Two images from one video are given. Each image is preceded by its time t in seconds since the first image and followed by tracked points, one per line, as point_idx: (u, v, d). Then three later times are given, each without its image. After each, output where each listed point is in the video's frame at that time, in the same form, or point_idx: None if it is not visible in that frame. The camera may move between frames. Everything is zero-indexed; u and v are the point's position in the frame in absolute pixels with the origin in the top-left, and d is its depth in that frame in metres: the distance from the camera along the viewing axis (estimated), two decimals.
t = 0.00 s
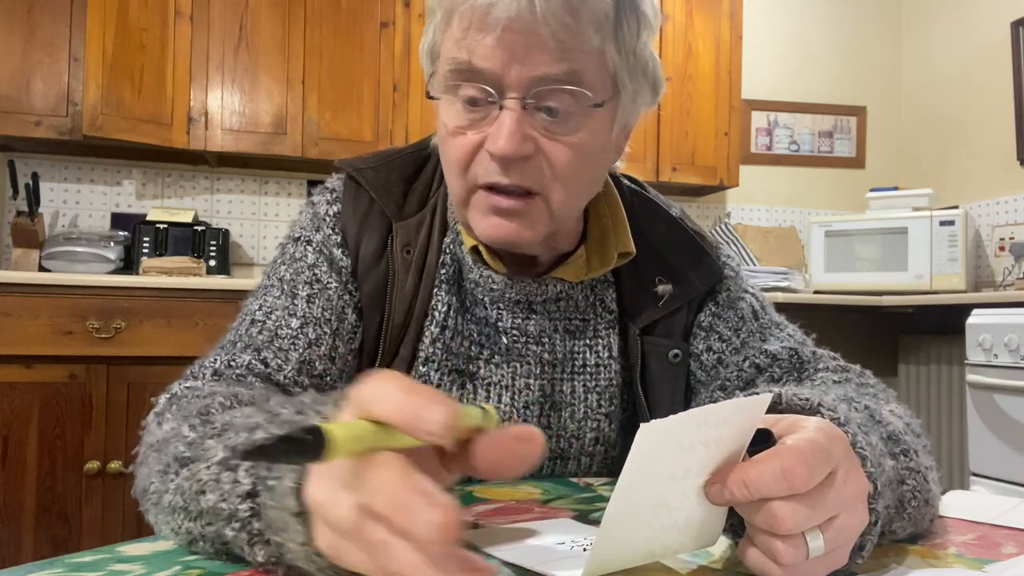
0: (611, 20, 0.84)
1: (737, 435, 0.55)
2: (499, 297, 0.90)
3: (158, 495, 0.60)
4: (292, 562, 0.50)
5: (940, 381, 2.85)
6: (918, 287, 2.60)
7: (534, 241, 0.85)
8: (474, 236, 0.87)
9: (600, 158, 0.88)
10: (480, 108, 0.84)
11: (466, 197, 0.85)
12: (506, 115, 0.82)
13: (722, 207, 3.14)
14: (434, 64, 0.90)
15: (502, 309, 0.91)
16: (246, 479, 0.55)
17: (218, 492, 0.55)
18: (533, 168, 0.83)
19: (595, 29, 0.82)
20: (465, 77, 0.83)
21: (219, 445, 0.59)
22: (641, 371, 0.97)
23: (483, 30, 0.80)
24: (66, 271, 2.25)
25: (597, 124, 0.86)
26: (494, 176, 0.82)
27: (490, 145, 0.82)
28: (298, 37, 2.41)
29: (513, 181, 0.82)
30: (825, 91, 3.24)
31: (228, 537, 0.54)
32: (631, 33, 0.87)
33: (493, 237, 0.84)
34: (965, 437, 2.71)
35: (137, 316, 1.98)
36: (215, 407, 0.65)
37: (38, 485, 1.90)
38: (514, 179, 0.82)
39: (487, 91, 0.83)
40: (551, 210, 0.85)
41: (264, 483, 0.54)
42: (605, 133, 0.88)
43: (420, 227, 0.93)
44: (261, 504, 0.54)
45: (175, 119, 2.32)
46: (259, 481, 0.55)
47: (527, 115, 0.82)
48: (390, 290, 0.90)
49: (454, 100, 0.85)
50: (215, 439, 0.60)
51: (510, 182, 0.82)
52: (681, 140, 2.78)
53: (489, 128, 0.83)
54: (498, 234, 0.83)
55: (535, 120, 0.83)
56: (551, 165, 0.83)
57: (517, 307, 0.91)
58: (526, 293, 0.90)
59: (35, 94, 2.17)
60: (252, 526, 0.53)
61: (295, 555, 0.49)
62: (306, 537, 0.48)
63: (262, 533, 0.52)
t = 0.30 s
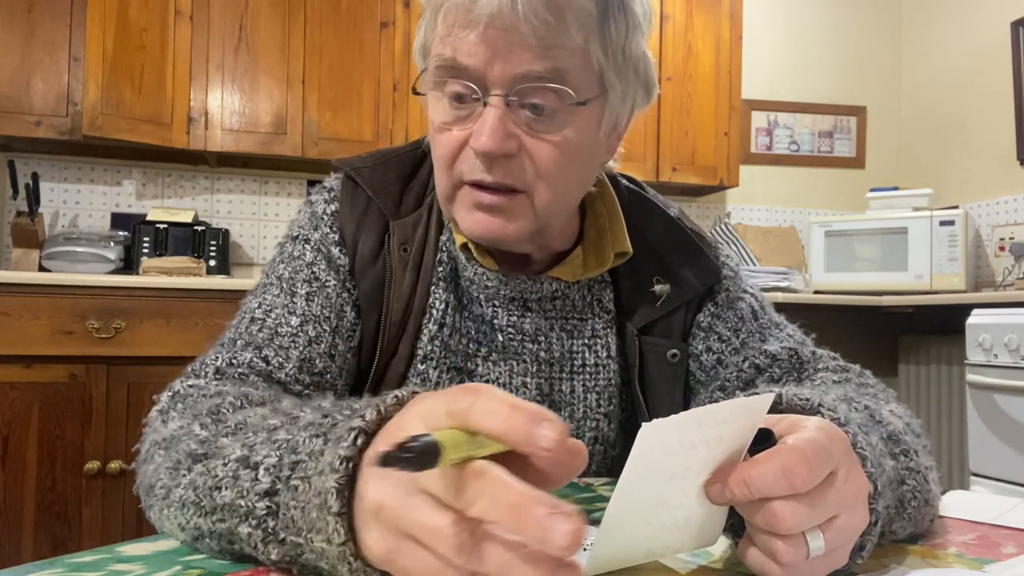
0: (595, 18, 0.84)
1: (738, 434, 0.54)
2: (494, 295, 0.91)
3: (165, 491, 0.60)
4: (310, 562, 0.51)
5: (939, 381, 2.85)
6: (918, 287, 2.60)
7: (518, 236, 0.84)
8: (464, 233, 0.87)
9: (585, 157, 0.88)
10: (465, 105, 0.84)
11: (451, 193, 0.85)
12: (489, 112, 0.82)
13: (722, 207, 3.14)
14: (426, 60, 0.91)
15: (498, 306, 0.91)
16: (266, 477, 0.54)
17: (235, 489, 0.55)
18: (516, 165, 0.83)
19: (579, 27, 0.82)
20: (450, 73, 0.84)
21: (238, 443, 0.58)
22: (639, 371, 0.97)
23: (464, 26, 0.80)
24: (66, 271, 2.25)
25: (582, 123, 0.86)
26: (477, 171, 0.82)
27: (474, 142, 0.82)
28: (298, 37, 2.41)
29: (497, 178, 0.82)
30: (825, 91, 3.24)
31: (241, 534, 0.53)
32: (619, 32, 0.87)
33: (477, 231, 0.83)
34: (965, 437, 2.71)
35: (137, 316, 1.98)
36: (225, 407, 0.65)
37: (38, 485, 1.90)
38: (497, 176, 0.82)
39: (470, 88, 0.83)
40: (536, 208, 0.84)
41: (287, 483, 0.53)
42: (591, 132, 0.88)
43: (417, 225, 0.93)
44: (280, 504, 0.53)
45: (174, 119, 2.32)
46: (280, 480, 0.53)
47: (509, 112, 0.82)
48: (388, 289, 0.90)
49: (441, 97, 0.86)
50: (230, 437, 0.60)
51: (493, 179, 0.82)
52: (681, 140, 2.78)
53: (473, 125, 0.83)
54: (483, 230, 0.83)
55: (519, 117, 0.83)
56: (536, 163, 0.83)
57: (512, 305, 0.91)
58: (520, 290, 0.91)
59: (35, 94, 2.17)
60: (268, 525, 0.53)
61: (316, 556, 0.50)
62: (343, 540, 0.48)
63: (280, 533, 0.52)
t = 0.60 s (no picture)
0: (616, 30, 0.84)
1: (736, 426, 0.52)
2: (495, 299, 0.90)
3: (165, 492, 0.59)
4: (321, 560, 0.52)
5: (939, 380, 2.85)
6: (918, 287, 2.60)
7: (528, 242, 0.85)
8: (474, 237, 0.87)
9: (597, 166, 0.88)
10: (480, 114, 0.84)
11: (463, 200, 0.85)
12: (506, 122, 0.82)
13: (722, 207, 3.14)
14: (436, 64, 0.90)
15: (499, 311, 0.91)
16: (274, 476, 0.54)
17: (242, 488, 0.55)
18: (531, 174, 0.83)
19: (600, 41, 0.82)
20: (465, 82, 0.83)
21: (242, 443, 0.58)
22: (639, 371, 0.97)
23: (485, 38, 0.80)
24: (66, 271, 2.25)
25: (597, 133, 0.86)
26: (493, 180, 0.82)
27: (489, 151, 0.82)
28: (298, 37, 2.41)
29: (512, 188, 0.82)
30: (825, 91, 3.24)
31: (248, 533, 0.53)
32: (636, 43, 0.87)
33: (489, 237, 0.84)
34: (965, 438, 2.71)
35: (137, 316, 1.98)
36: (224, 407, 0.65)
37: (38, 485, 1.90)
38: (512, 185, 0.82)
39: (487, 98, 0.83)
40: (549, 216, 0.85)
41: (296, 481, 0.53)
42: (604, 142, 0.88)
43: (418, 227, 0.93)
44: (288, 502, 0.53)
45: (174, 119, 2.33)
46: (287, 478, 0.53)
47: (527, 123, 0.82)
48: (388, 290, 0.90)
49: (455, 103, 0.85)
50: (231, 437, 0.60)
51: (507, 188, 0.82)
52: (681, 140, 2.78)
53: (489, 133, 0.83)
54: (495, 238, 0.83)
55: (536, 127, 0.83)
56: (551, 172, 0.83)
57: (514, 309, 0.91)
58: (523, 295, 0.90)
59: (35, 93, 2.17)
60: (276, 523, 0.53)
61: (327, 552, 0.51)
62: (363, 532, 0.49)
63: (287, 530, 0.52)
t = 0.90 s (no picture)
0: (626, 32, 0.84)
1: (737, 429, 0.54)
2: (499, 300, 0.90)
3: (165, 492, 0.59)
4: (316, 563, 0.50)
5: (939, 380, 2.85)
6: (918, 287, 2.60)
7: (540, 245, 0.86)
8: (481, 239, 0.87)
9: (608, 167, 0.88)
10: (490, 116, 0.84)
11: (474, 204, 0.85)
12: (518, 125, 0.82)
13: (722, 207, 3.14)
14: (442, 66, 0.90)
15: (503, 311, 0.91)
16: (269, 478, 0.53)
17: (237, 491, 0.55)
18: (543, 176, 0.83)
19: (610, 44, 0.82)
20: (475, 84, 0.83)
21: (237, 445, 0.58)
22: (640, 371, 0.97)
23: (497, 39, 0.79)
24: (67, 271, 2.25)
25: (607, 134, 0.87)
26: (505, 184, 0.83)
27: (501, 155, 0.82)
28: (298, 37, 2.41)
29: (524, 190, 0.83)
30: (825, 91, 3.24)
31: (245, 535, 0.53)
32: (644, 44, 0.87)
33: (500, 241, 0.84)
34: (965, 438, 2.71)
35: (137, 316, 1.98)
36: (223, 407, 0.65)
37: (38, 485, 1.90)
38: (524, 188, 0.83)
39: (499, 101, 0.83)
40: (561, 218, 0.85)
41: (289, 484, 0.52)
42: (614, 142, 0.88)
43: (421, 227, 0.93)
44: (283, 505, 0.52)
45: (174, 119, 2.32)
46: (281, 481, 0.53)
47: (538, 125, 0.82)
48: (390, 290, 0.90)
49: (465, 105, 0.85)
50: (228, 438, 0.60)
51: (519, 191, 0.83)
52: (681, 140, 2.79)
53: (500, 137, 0.83)
54: (507, 241, 0.84)
55: (548, 130, 0.83)
56: (562, 174, 0.83)
57: (517, 309, 0.91)
58: (527, 295, 0.90)
59: (35, 94, 2.17)
60: (271, 526, 0.52)
61: (321, 556, 0.49)
62: (349, 538, 0.46)
63: (284, 533, 0.51)
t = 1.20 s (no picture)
0: (631, 28, 0.84)
1: (738, 428, 0.54)
2: (500, 297, 0.90)
3: (160, 494, 0.60)
4: (298, 556, 0.50)
5: (939, 380, 2.85)
6: (918, 287, 2.60)
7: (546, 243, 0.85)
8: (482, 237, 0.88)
9: (613, 164, 0.88)
10: (496, 114, 0.84)
11: (479, 201, 0.85)
12: (525, 121, 0.82)
13: (722, 207, 3.14)
14: (445, 64, 0.90)
15: (503, 309, 0.91)
16: (253, 474, 0.53)
17: (225, 488, 0.54)
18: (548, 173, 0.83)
19: (616, 39, 0.82)
20: (481, 81, 0.83)
21: (225, 442, 0.58)
22: (640, 371, 0.97)
23: (506, 33, 0.79)
24: (67, 271, 2.25)
25: (612, 130, 0.87)
26: (510, 182, 0.82)
27: (508, 152, 0.82)
28: (298, 37, 2.41)
29: (529, 189, 0.82)
30: (825, 91, 3.24)
31: (234, 534, 0.53)
32: (647, 39, 0.87)
33: (506, 240, 0.84)
34: (965, 439, 2.71)
35: (137, 316, 1.98)
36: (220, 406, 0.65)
37: (38, 485, 1.90)
38: (530, 185, 0.82)
39: (505, 97, 0.83)
40: (566, 215, 0.85)
41: (272, 477, 0.53)
42: (619, 140, 0.88)
43: (421, 225, 0.93)
44: (268, 499, 0.53)
45: (174, 119, 2.32)
46: (266, 476, 0.53)
47: (545, 122, 0.83)
48: (389, 289, 0.90)
49: (469, 103, 0.85)
50: (220, 438, 0.60)
51: (525, 188, 0.82)
52: (681, 140, 2.78)
53: (507, 134, 0.83)
54: (512, 238, 0.83)
55: (554, 127, 0.83)
56: (567, 171, 0.83)
57: (517, 307, 0.91)
58: (527, 293, 0.90)
59: (35, 94, 2.17)
60: (258, 522, 0.52)
61: (298, 546, 0.50)
62: (309, 521, 0.49)
63: (268, 528, 0.52)
